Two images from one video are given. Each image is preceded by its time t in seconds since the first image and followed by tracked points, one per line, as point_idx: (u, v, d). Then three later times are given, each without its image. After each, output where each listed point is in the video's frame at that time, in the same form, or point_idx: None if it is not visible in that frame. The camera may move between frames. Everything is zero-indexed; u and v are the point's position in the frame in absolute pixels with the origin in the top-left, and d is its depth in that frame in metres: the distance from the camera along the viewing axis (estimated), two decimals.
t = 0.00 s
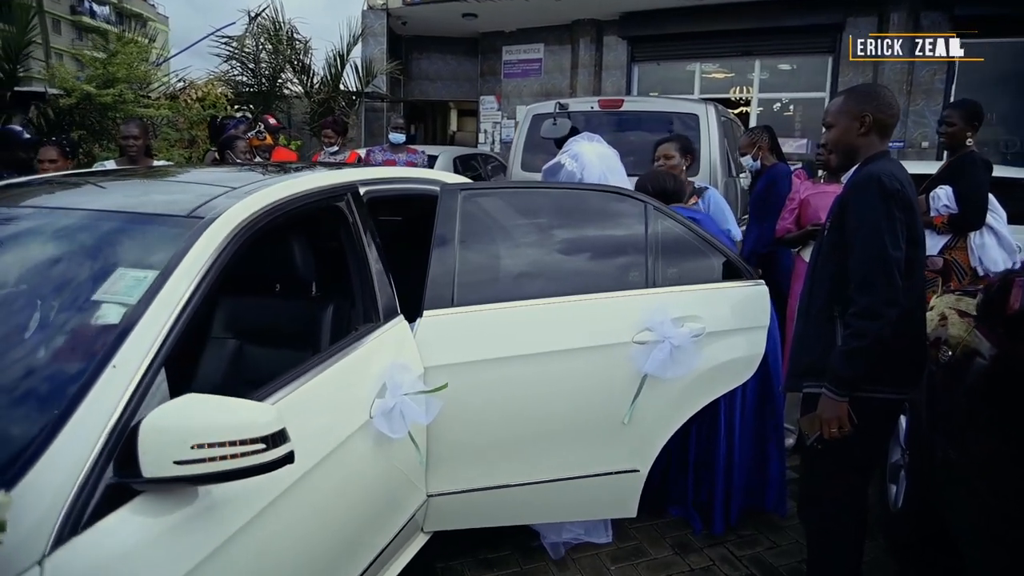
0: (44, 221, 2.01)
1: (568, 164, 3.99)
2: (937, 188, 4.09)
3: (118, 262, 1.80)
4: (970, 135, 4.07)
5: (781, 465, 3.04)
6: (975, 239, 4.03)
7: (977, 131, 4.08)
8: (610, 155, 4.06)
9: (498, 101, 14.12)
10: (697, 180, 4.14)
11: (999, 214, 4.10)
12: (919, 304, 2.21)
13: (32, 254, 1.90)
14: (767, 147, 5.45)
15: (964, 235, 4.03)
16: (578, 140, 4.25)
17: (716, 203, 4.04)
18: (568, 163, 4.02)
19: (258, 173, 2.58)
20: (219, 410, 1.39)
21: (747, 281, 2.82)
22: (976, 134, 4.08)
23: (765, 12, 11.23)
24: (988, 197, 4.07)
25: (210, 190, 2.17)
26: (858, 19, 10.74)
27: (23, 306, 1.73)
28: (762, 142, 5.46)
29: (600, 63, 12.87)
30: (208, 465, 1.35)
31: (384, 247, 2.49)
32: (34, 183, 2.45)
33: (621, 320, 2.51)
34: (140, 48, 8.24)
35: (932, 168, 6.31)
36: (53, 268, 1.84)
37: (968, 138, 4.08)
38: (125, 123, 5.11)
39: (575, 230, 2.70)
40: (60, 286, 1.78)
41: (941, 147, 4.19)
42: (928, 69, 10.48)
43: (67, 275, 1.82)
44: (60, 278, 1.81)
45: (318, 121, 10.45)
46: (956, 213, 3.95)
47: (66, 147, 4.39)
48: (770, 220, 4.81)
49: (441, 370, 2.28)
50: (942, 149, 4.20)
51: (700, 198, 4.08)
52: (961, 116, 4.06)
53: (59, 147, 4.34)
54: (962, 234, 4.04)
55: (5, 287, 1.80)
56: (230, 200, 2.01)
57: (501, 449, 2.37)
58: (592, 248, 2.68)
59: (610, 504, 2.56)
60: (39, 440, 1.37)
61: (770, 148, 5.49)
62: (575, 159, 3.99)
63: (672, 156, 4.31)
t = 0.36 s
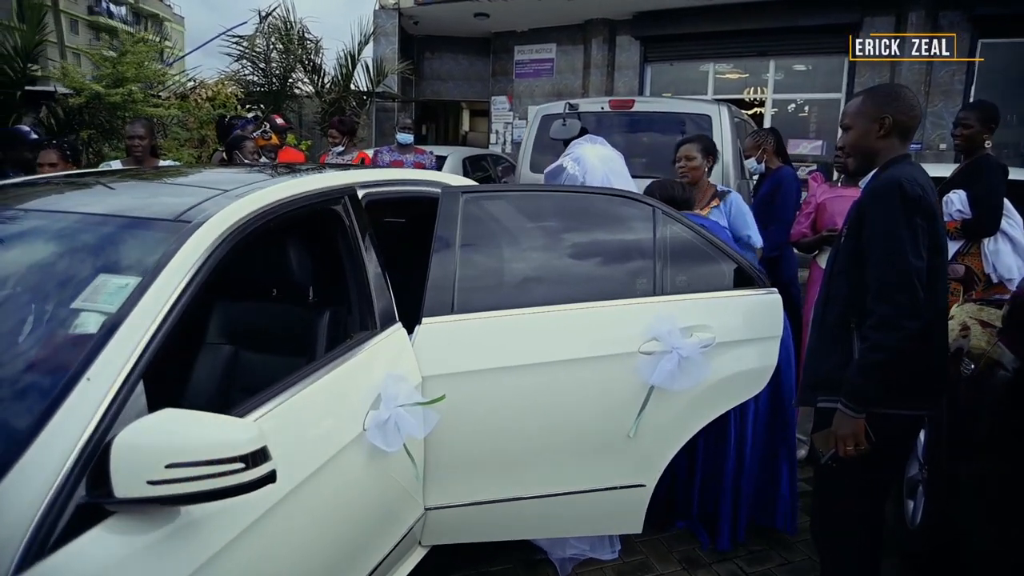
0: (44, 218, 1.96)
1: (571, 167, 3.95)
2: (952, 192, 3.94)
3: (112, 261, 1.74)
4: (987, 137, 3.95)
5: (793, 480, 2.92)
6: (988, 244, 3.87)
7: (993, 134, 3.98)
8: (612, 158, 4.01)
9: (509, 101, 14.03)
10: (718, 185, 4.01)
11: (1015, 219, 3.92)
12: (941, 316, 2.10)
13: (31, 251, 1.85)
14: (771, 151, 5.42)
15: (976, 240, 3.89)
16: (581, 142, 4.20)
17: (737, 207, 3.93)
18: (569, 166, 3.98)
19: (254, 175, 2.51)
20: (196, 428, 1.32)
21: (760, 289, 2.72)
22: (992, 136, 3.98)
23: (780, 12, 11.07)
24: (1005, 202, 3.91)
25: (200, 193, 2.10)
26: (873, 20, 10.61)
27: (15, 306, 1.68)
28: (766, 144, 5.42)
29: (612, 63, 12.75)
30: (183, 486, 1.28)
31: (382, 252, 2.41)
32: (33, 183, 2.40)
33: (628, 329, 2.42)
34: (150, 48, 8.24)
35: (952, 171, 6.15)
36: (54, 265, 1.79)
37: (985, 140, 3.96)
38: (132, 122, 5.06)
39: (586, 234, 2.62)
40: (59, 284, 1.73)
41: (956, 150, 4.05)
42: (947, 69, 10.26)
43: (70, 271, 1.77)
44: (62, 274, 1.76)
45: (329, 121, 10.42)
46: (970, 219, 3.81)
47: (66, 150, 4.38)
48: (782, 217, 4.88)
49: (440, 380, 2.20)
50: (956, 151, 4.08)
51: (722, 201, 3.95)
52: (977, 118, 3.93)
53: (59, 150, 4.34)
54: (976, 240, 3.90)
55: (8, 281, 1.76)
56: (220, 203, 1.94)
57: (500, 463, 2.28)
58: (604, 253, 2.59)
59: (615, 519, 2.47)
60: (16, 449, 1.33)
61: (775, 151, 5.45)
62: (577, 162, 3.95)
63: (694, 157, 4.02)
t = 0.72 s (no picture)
0: (43, 220, 1.92)
1: (569, 172, 3.88)
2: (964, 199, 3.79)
3: (107, 263, 1.69)
4: (1001, 141, 3.83)
5: (806, 497, 2.81)
6: (1001, 253, 3.74)
7: (1008, 138, 3.86)
8: (612, 161, 3.92)
9: (520, 105, 13.94)
10: (741, 192, 3.92)
11: None
12: (964, 329, 2.00)
13: (26, 254, 1.80)
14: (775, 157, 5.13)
15: (989, 248, 3.75)
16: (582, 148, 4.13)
17: (760, 214, 3.81)
18: (569, 171, 3.90)
19: (252, 179, 2.44)
20: (167, 449, 1.24)
21: (773, 299, 2.62)
22: (1007, 141, 3.86)
23: (795, 15, 10.93)
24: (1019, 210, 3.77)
25: (192, 198, 2.03)
26: (889, 22, 10.45)
27: (10, 309, 1.64)
28: (770, 150, 5.13)
29: (624, 66, 12.64)
30: (155, 510, 1.21)
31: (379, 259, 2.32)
32: (33, 186, 2.35)
33: (634, 341, 2.33)
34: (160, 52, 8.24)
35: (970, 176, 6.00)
36: (57, 265, 1.74)
37: (998, 145, 3.85)
38: (138, 125, 5.03)
39: (596, 240, 2.53)
40: (55, 286, 1.68)
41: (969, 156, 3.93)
42: (965, 72, 10.07)
43: (70, 270, 1.71)
44: (60, 276, 1.71)
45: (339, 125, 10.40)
46: (981, 227, 3.66)
47: (67, 154, 4.38)
48: (783, 230, 4.85)
49: (437, 394, 2.12)
50: (969, 156, 3.97)
51: (744, 208, 3.85)
52: (991, 122, 3.83)
53: (57, 154, 4.35)
54: (989, 248, 3.77)
55: (9, 282, 1.72)
56: (209, 208, 1.87)
57: (501, 479, 2.20)
58: (615, 260, 2.51)
59: (620, 538, 2.37)
60: None
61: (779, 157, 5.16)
62: (576, 167, 3.87)
63: (716, 161, 3.85)
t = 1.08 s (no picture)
0: (48, 224, 1.87)
1: (568, 178, 3.90)
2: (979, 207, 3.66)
3: (107, 264, 1.63)
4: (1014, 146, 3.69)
5: (824, 518, 2.68)
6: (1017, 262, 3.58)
7: None
8: (613, 167, 3.91)
9: (534, 110, 13.84)
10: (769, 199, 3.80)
11: None
12: (992, 344, 1.89)
13: (24, 259, 1.75)
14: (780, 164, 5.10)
15: (1006, 256, 3.60)
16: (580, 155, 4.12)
17: (786, 222, 3.68)
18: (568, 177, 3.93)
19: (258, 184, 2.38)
20: (142, 471, 1.17)
21: (790, 310, 2.52)
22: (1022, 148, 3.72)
23: (812, 18, 10.78)
24: None
25: (188, 204, 1.97)
26: (909, 25, 10.27)
27: (10, 315, 1.59)
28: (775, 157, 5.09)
29: (638, 71, 12.54)
30: (126, 536, 1.14)
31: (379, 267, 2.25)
32: (39, 191, 2.31)
33: (643, 353, 2.24)
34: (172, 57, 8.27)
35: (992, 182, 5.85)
36: (62, 266, 1.69)
37: (1011, 150, 3.71)
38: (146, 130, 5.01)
39: (612, 247, 2.45)
40: (56, 288, 1.63)
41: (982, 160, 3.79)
42: (987, 75, 9.85)
43: (72, 273, 1.66)
44: (61, 278, 1.66)
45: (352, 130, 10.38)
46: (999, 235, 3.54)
47: (69, 159, 4.37)
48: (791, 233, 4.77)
49: (437, 409, 2.04)
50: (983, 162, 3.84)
51: (770, 215, 3.73)
52: (1005, 125, 3.69)
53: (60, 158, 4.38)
54: (1006, 256, 3.62)
55: (14, 284, 1.68)
56: (200, 215, 1.81)
57: (504, 498, 2.11)
58: (630, 268, 2.43)
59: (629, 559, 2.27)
60: None
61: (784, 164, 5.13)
62: (575, 172, 3.89)
63: (741, 166, 3.77)
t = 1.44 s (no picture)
0: (45, 229, 1.83)
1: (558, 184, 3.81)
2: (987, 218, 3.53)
3: (104, 269, 1.56)
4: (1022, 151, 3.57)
5: (839, 538, 2.57)
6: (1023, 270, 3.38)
7: None
8: (603, 172, 3.81)
9: (543, 114, 13.78)
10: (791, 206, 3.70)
11: None
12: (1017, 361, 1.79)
13: (25, 264, 1.71)
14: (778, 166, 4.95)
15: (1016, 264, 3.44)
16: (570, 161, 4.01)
17: (808, 231, 3.58)
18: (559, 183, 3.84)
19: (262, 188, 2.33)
20: (109, 496, 1.12)
21: (802, 322, 2.43)
22: None
23: (825, 22, 10.65)
24: None
25: (176, 209, 1.91)
26: (923, 29, 10.11)
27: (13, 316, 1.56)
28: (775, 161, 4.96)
29: (648, 74, 12.45)
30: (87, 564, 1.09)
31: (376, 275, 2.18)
32: (39, 195, 2.25)
33: (649, 366, 2.17)
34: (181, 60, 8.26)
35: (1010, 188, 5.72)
36: (64, 267, 1.64)
37: (1018, 155, 3.58)
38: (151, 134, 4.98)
39: (622, 254, 2.38)
40: (61, 286, 1.58)
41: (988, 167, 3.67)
42: (1003, 79, 9.68)
43: (78, 271, 1.61)
44: (69, 276, 1.61)
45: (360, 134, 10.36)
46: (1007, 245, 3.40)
47: (64, 163, 4.37)
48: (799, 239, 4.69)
49: (434, 423, 1.97)
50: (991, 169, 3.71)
51: (792, 223, 3.63)
52: (1012, 130, 3.59)
53: (55, 162, 4.39)
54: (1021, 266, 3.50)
55: (13, 288, 1.64)
56: (188, 221, 1.75)
57: (504, 516, 2.03)
58: (640, 275, 2.35)
59: None
60: None
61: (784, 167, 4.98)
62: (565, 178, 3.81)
63: (763, 172, 3.64)
